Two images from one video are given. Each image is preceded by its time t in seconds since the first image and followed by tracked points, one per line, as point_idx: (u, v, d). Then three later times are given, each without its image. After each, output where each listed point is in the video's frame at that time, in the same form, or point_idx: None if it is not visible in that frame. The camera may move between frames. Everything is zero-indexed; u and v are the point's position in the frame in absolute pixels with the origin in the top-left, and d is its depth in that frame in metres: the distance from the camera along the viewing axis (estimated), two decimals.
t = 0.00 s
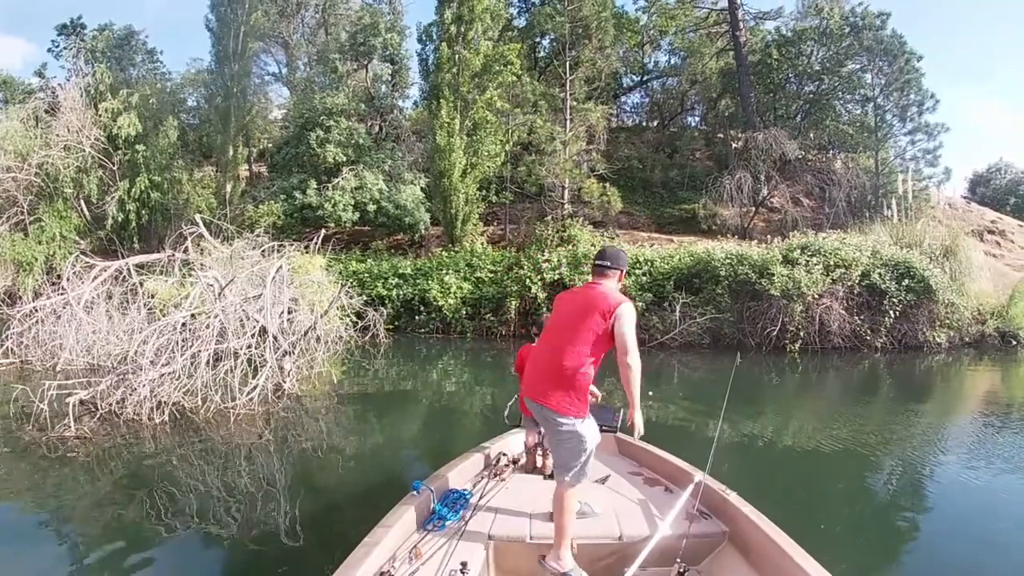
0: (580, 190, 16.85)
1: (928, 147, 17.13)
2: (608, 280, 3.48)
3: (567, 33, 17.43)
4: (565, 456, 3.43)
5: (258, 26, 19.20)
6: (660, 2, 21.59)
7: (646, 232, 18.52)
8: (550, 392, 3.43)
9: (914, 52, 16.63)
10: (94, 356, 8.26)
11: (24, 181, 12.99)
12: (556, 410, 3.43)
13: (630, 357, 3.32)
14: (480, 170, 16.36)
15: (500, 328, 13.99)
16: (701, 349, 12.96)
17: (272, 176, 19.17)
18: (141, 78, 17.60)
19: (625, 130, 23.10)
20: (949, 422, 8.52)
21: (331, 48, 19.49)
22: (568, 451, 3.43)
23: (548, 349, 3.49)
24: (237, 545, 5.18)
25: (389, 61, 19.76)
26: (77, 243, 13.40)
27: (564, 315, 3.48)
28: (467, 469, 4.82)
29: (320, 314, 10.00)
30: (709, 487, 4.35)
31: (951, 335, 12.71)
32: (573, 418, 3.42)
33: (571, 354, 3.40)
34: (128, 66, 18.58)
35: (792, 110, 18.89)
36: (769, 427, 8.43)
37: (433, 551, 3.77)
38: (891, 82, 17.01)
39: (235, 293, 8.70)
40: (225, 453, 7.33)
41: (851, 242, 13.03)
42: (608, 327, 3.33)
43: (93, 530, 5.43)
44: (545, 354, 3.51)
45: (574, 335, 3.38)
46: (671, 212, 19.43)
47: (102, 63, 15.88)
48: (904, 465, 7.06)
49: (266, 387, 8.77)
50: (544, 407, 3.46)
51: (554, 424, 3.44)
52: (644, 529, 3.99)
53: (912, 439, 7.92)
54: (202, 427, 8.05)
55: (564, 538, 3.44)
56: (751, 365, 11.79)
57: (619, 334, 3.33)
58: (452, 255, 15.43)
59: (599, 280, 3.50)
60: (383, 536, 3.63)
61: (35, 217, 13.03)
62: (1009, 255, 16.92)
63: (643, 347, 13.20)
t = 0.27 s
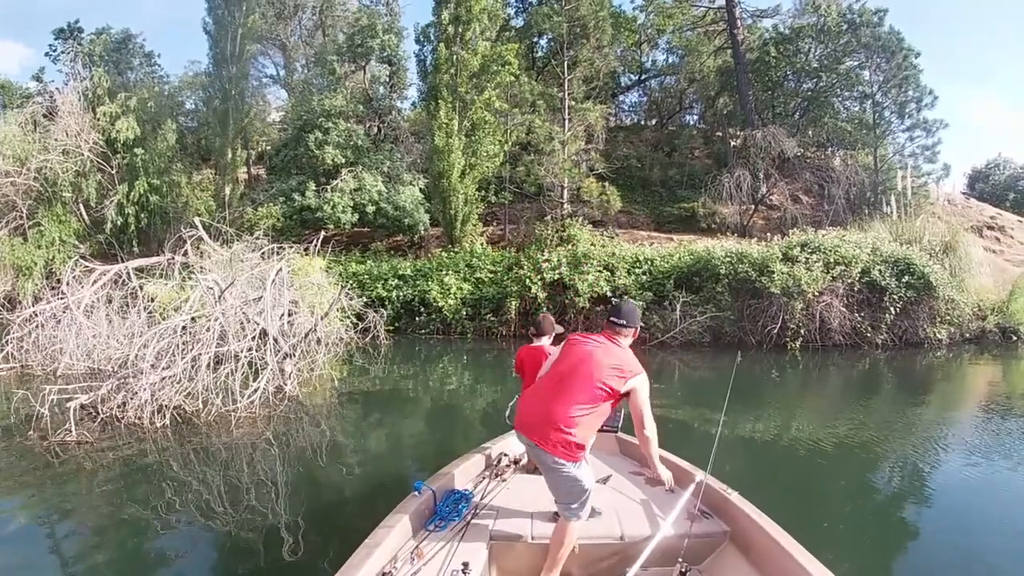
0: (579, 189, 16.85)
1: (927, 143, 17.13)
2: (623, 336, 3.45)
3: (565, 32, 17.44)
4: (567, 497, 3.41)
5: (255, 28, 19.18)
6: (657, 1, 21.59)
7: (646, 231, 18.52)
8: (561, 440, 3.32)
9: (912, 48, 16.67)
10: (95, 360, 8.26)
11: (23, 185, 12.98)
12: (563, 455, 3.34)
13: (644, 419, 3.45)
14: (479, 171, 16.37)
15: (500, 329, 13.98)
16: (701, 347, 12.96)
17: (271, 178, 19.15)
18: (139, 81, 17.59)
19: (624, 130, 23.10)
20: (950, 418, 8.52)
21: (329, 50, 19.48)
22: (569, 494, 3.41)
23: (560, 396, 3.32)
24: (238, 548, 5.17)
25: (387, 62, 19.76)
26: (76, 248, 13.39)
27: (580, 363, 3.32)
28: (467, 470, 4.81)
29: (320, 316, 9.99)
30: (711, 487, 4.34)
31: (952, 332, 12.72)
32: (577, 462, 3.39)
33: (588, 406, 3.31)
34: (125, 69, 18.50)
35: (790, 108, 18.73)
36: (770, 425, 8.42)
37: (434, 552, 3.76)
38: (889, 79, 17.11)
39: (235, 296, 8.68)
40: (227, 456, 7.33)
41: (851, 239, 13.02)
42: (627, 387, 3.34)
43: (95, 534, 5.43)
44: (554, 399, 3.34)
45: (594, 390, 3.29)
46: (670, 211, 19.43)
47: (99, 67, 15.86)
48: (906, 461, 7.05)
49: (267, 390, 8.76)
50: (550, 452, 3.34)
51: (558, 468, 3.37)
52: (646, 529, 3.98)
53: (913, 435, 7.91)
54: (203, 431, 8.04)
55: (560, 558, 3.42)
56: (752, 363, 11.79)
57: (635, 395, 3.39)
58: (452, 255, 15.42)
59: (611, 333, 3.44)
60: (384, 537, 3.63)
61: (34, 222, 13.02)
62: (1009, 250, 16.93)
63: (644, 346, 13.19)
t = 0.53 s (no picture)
0: (579, 188, 16.84)
1: (926, 141, 17.13)
2: (634, 355, 3.40)
3: (565, 31, 17.42)
4: (563, 501, 3.42)
5: (254, 27, 19.16)
6: None
7: (646, 230, 18.51)
8: (556, 443, 3.31)
9: (912, 47, 16.57)
10: (95, 361, 8.25)
11: (22, 185, 12.95)
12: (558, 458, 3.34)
13: (646, 439, 3.37)
14: (479, 170, 16.36)
15: (500, 328, 13.98)
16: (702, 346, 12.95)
17: (270, 178, 19.13)
18: (138, 81, 17.57)
19: (623, 128, 23.10)
20: (952, 416, 8.52)
21: (328, 49, 19.46)
22: (564, 497, 3.42)
23: (559, 402, 3.31)
24: (240, 548, 5.16)
25: (386, 61, 19.74)
26: (75, 248, 13.37)
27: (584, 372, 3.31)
28: (470, 471, 4.82)
29: (320, 315, 9.98)
30: (714, 487, 4.34)
31: (953, 330, 12.72)
32: (573, 467, 3.39)
33: (587, 415, 3.28)
34: (124, 69, 18.47)
35: (789, 106, 18.73)
36: (772, 424, 8.42)
37: (438, 553, 3.77)
38: (888, 77, 17.04)
39: (236, 296, 8.67)
40: (228, 456, 7.32)
41: (851, 237, 13.03)
42: (630, 403, 3.29)
43: (96, 535, 5.42)
44: (554, 403, 3.33)
45: (594, 401, 3.26)
46: (670, 210, 19.35)
47: (98, 66, 15.83)
48: (908, 459, 7.05)
49: (268, 390, 8.75)
50: (545, 453, 3.35)
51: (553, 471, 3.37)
52: (649, 529, 3.98)
53: (915, 433, 7.91)
54: (204, 431, 8.03)
55: (562, 556, 3.44)
56: (753, 361, 11.79)
57: (638, 413, 3.33)
58: (452, 254, 15.41)
59: (623, 350, 3.40)
60: (387, 539, 3.63)
61: (34, 222, 13.00)
62: (1008, 248, 16.93)
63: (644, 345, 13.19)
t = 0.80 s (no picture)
0: (579, 187, 16.83)
1: (926, 142, 17.14)
2: (632, 351, 3.40)
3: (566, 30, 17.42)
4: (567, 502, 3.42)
5: (254, 25, 19.16)
6: None
7: (645, 230, 18.52)
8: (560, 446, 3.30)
9: (912, 47, 16.63)
10: (94, 358, 8.23)
11: (21, 182, 12.93)
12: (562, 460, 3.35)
13: (646, 436, 3.39)
14: (479, 169, 16.35)
15: (499, 327, 13.97)
16: (702, 346, 12.94)
17: (269, 176, 19.11)
18: (137, 78, 17.54)
19: (623, 128, 23.10)
20: (951, 416, 8.54)
21: (328, 47, 19.44)
22: (569, 498, 3.41)
23: (562, 405, 3.31)
24: (241, 547, 5.16)
25: (386, 59, 19.72)
26: (74, 245, 13.35)
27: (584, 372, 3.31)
28: (471, 471, 4.81)
29: (320, 313, 9.97)
30: (716, 485, 4.34)
31: (952, 330, 12.74)
32: (577, 467, 3.38)
33: (588, 415, 3.28)
34: (124, 66, 18.43)
35: (789, 106, 18.75)
36: (772, 423, 8.43)
37: (439, 553, 3.76)
38: (889, 77, 17.10)
39: (236, 294, 8.66)
40: (228, 454, 7.30)
41: (850, 237, 13.05)
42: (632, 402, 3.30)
43: (96, 533, 5.41)
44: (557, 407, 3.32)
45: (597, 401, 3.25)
46: (670, 209, 19.28)
47: (98, 63, 15.81)
48: (908, 459, 7.07)
49: (268, 388, 8.74)
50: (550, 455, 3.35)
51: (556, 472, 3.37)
52: (651, 527, 3.98)
53: (915, 433, 7.93)
54: (204, 429, 8.02)
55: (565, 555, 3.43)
56: (753, 361, 11.79)
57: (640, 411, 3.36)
58: (451, 253, 15.40)
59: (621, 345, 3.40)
60: (389, 539, 3.62)
61: (33, 219, 12.97)
62: (1008, 250, 16.96)
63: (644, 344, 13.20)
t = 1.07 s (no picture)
0: (579, 187, 16.82)
1: (926, 144, 17.17)
2: (624, 326, 3.40)
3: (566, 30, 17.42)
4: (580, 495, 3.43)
5: (255, 23, 19.17)
6: None
7: (645, 230, 18.52)
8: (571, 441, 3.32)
9: (912, 49, 16.73)
10: (93, 356, 8.21)
11: (20, 180, 12.91)
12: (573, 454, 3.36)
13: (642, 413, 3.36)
14: (479, 168, 16.35)
15: (499, 326, 13.97)
16: (701, 346, 12.94)
17: (268, 174, 19.08)
18: (137, 76, 17.52)
19: (623, 128, 23.10)
20: (949, 418, 8.56)
21: (328, 46, 19.43)
22: (579, 486, 3.42)
23: (564, 400, 3.33)
24: (240, 546, 5.15)
25: (386, 58, 19.71)
26: (73, 243, 13.33)
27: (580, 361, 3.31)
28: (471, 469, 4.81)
29: (320, 312, 9.96)
30: (715, 483, 4.35)
31: (950, 332, 12.76)
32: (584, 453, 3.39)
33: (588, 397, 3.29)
34: (124, 64, 18.40)
35: (789, 107, 18.76)
36: (771, 424, 8.45)
37: (439, 551, 3.76)
38: (889, 79, 17.17)
39: (236, 292, 8.65)
40: (227, 453, 7.29)
41: (849, 239, 13.07)
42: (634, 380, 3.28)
43: (95, 531, 5.40)
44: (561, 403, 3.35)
45: (597, 388, 3.25)
46: (669, 210, 19.58)
47: (98, 61, 15.79)
48: (907, 461, 7.08)
49: (268, 387, 8.73)
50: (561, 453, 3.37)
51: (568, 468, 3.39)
52: (650, 526, 3.99)
53: (914, 435, 7.95)
54: (203, 428, 8.01)
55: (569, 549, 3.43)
56: (752, 362, 11.80)
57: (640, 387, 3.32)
58: (451, 253, 15.39)
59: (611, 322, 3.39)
60: (388, 537, 3.62)
61: (32, 217, 12.95)
62: (1006, 252, 16.99)
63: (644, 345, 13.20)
